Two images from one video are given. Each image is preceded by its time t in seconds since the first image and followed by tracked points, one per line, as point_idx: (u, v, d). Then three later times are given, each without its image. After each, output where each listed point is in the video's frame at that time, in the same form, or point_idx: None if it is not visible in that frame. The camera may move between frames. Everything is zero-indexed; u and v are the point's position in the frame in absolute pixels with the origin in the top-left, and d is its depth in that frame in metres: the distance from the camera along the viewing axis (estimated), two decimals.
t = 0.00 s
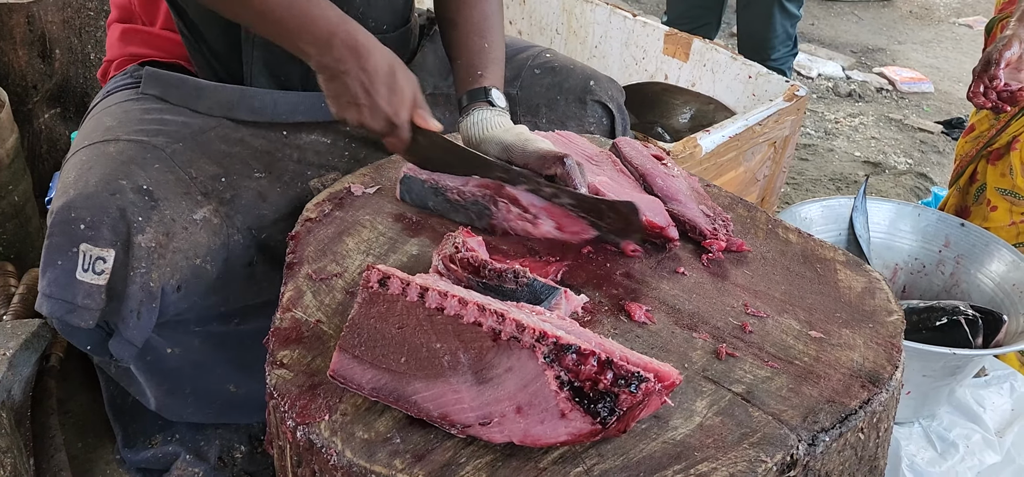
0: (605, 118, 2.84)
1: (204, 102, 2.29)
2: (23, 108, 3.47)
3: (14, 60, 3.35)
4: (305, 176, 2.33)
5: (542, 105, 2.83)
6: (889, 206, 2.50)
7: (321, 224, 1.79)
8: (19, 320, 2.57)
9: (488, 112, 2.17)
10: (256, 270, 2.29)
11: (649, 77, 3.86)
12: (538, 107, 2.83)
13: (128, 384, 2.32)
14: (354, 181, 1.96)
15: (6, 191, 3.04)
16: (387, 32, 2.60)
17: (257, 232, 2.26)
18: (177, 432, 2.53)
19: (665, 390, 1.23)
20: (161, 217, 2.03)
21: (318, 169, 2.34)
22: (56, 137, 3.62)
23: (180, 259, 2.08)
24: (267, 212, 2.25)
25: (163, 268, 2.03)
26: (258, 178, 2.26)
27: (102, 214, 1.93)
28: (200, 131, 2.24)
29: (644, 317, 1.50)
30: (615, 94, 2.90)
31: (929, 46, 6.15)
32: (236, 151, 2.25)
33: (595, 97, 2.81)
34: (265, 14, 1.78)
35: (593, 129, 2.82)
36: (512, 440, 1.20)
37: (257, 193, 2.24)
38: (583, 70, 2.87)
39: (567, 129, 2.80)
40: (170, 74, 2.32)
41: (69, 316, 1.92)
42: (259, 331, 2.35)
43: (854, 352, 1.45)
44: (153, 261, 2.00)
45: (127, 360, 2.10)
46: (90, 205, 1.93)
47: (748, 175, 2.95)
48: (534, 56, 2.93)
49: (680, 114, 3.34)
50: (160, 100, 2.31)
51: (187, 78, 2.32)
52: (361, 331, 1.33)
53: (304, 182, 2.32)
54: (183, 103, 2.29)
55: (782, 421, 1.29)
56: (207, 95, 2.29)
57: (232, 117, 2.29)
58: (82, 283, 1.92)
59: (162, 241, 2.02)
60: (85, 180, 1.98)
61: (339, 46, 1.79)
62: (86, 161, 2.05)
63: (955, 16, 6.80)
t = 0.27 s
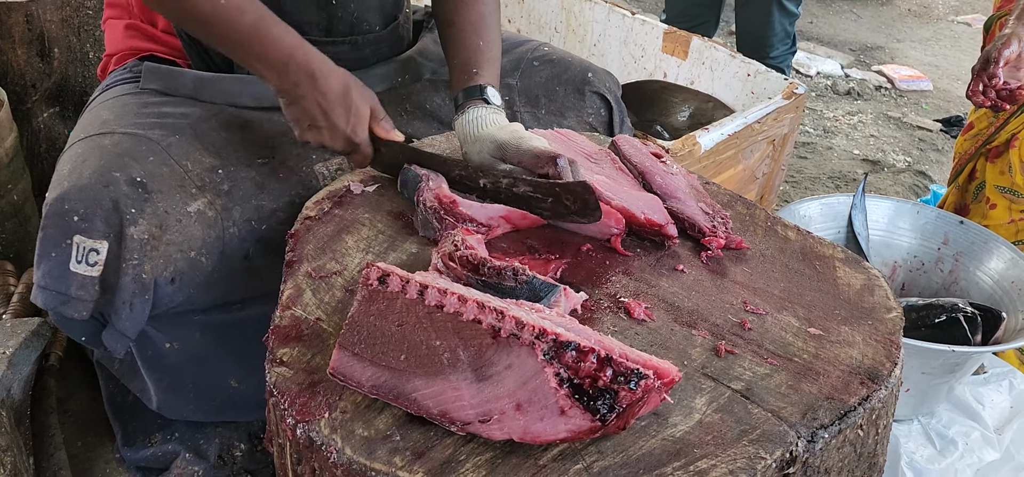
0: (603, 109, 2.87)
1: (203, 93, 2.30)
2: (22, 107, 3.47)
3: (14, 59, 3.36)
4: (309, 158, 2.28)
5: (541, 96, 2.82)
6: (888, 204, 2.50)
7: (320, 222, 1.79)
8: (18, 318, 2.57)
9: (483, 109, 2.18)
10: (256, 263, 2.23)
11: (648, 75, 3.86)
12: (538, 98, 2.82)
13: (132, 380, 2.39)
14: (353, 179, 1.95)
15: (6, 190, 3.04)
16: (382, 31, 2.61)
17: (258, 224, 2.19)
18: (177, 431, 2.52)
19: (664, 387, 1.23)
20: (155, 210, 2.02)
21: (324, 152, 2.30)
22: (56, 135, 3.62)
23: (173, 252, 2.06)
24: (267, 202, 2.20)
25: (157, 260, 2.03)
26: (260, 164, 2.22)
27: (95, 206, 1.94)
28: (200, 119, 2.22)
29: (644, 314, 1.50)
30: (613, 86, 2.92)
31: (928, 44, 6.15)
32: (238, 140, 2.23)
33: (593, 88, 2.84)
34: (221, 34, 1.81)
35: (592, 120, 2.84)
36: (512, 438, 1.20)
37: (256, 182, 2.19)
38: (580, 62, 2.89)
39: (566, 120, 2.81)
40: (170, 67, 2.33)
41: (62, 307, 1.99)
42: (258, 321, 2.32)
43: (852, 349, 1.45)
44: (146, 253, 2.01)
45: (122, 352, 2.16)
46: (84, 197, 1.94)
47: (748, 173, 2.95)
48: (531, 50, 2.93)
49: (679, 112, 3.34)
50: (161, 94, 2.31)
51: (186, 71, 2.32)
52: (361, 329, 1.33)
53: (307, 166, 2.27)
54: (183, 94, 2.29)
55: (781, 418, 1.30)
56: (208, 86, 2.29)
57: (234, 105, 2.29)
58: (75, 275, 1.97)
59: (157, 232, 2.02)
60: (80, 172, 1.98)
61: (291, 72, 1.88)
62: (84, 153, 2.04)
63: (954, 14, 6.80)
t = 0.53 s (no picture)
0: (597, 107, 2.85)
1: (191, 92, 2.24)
2: (20, 107, 3.47)
3: (13, 59, 3.36)
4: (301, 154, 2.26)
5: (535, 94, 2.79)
6: (888, 202, 2.50)
7: (320, 221, 1.78)
8: (18, 318, 2.57)
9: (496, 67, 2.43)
10: (245, 261, 2.22)
11: (647, 73, 3.86)
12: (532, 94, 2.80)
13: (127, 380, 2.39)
14: (353, 177, 1.95)
15: (5, 189, 3.04)
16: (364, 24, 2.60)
17: (249, 220, 2.18)
18: (178, 430, 2.52)
19: (665, 385, 1.23)
20: (142, 207, 2.01)
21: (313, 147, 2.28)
22: (55, 135, 3.61)
23: (162, 249, 2.07)
24: (257, 199, 2.18)
25: (145, 257, 2.04)
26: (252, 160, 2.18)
27: (82, 204, 1.93)
28: (188, 118, 2.18)
29: (644, 312, 1.50)
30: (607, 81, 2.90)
31: (927, 42, 6.15)
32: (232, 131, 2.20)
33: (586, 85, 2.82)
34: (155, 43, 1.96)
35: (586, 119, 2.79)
36: (512, 436, 1.20)
37: (246, 180, 2.16)
38: (574, 57, 2.87)
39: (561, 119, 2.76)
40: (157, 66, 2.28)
41: (53, 307, 1.99)
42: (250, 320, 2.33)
43: (852, 347, 1.45)
44: (134, 251, 2.02)
45: (112, 352, 2.14)
46: (70, 197, 1.93)
47: (748, 171, 2.95)
48: (524, 46, 2.94)
49: (680, 110, 3.35)
50: (149, 93, 2.26)
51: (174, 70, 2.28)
52: (361, 327, 1.33)
53: (300, 162, 2.25)
54: (171, 93, 2.25)
55: (781, 415, 1.30)
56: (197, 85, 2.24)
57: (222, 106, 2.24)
58: (64, 274, 1.97)
59: (143, 230, 2.02)
60: (66, 172, 1.96)
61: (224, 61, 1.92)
62: (69, 155, 2.01)
63: (953, 11, 6.80)
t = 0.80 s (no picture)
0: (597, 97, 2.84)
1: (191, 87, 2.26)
2: (18, 105, 3.45)
3: (10, 56, 3.34)
4: (306, 144, 2.36)
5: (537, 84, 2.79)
6: (889, 199, 2.49)
7: (318, 218, 1.78)
8: (15, 316, 2.56)
9: (586, 95, 2.17)
10: (249, 254, 2.22)
11: (647, 70, 3.84)
12: (533, 85, 2.78)
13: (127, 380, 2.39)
14: (352, 176, 1.95)
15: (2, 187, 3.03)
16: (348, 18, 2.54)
17: (257, 213, 2.19)
18: (176, 429, 2.52)
19: (665, 384, 1.22)
20: (145, 205, 1.99)
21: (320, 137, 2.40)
22: (53, 132, 3.59)
23: (166, 246, 2.04)
24: (263, 191, 2.19)
25: (149, 256, 2.01)
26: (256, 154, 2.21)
27: (85, 203, 1.90)
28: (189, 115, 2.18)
29: (644, 310, 1.49)
30: (605, 72, 2.89)
31: (927, 38, 6.13)
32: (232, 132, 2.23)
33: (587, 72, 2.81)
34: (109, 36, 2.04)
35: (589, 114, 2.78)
36: (512, 436, 1.20)
37: (252, 171, 2.18)
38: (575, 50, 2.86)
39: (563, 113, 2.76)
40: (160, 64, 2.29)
41: (57, 306, 1.94)
42: (248, 315, 2.32)
43: (854, 345, 1.44)
44: (138, 250, 1.99)
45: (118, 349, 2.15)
46: (74, 194, 1.91)
47: (748, 168, 2.94)
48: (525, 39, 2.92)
49: (680, 106, 3.30)
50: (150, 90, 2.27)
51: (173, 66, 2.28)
52: (360, 326, 1.32)
53: (305, 152, 2.35)
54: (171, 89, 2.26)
55: (782, 414, 1.29)
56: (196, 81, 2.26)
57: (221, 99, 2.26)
58: (67, 273, 1.91)
59: (146, 229, 1.99)
60: (67, 171, 1.95)
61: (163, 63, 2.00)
62: (69, 152, 2.03)
63: (953, 7, 6.78)
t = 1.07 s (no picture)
0: (602, 101, 2.82)
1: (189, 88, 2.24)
2: (17, 101, 3.45)
3: (9, 52, 3.34)
4: (300, 155, 2.37)
5: (539, 89, 2.78)
6: (890, 195, 2.48)
7: (319, 214, 1.77)
8: (16, 313, 2.56)
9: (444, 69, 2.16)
10: (244, 258, 2.22)
11: (648, 66, 3.84)
12: (536, 90, 2.79)
13: (127, 378, 2.38)
14: (352, 172, 1.94)
15: (3, 183, 3.02)
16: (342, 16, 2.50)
17: (252, 218, 2.20)
18: (177, 425, 2.51)
19: (666, 381, 1.22)
20: (137, 208, 1.98)
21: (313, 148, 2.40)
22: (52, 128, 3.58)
23: (158, 249, 2.04)
24: (257, 196, 2.20)
25: (140, 258, 2.01)
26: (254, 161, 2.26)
27: (76, 204, 1.89)
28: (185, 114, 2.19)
29: (645, 307, 1.49)
30: (613, 77, 2.87)
31: (928, 35, 6.12)
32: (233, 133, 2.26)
33: (593, 80, 2.79)
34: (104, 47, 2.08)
35: (590, 113, 2.80)
36: (513, 432, 1.19)
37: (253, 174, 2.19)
38: (579, 53, 2.85)
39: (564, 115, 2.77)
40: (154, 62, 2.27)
41: (46, 307, 1.94)
42: (249, 312, 2.33)
43: (855, 341, 1.44)
44: (129, 252, 1.99)
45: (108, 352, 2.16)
46: (64, 196, 1.89)
47: (749, 164, 2.93)
48: (529, 41, 2.91)
49: (680, 102, 3.32)
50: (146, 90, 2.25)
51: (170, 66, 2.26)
52: (360, 322, 1.32)
53: (299, 162, 2.35)
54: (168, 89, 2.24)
55: (784, 410, 1.29)
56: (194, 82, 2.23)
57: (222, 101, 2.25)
58: (56, 275, 1.91)
59: (137, 232, 1.98)
60: (61, 171, 1.92)
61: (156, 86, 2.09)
62: (63, 153, 1.99)
63: (954, 4, 6.77)
